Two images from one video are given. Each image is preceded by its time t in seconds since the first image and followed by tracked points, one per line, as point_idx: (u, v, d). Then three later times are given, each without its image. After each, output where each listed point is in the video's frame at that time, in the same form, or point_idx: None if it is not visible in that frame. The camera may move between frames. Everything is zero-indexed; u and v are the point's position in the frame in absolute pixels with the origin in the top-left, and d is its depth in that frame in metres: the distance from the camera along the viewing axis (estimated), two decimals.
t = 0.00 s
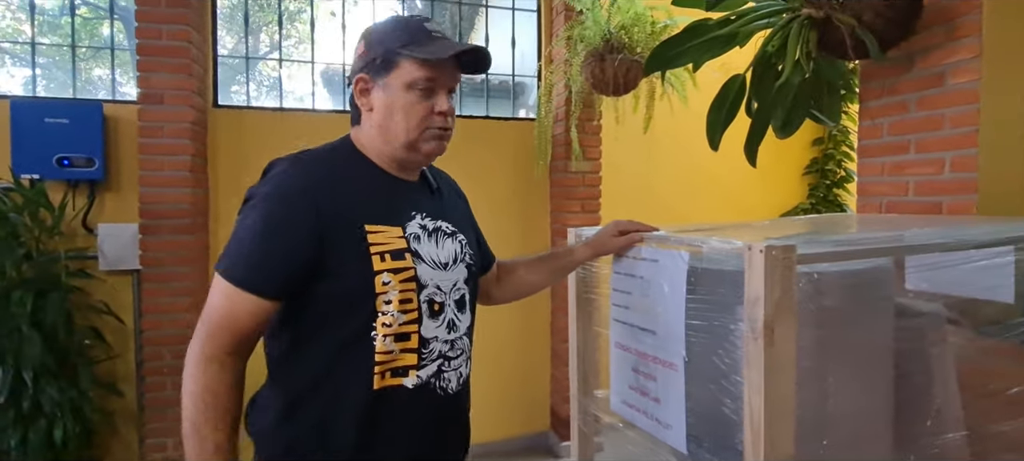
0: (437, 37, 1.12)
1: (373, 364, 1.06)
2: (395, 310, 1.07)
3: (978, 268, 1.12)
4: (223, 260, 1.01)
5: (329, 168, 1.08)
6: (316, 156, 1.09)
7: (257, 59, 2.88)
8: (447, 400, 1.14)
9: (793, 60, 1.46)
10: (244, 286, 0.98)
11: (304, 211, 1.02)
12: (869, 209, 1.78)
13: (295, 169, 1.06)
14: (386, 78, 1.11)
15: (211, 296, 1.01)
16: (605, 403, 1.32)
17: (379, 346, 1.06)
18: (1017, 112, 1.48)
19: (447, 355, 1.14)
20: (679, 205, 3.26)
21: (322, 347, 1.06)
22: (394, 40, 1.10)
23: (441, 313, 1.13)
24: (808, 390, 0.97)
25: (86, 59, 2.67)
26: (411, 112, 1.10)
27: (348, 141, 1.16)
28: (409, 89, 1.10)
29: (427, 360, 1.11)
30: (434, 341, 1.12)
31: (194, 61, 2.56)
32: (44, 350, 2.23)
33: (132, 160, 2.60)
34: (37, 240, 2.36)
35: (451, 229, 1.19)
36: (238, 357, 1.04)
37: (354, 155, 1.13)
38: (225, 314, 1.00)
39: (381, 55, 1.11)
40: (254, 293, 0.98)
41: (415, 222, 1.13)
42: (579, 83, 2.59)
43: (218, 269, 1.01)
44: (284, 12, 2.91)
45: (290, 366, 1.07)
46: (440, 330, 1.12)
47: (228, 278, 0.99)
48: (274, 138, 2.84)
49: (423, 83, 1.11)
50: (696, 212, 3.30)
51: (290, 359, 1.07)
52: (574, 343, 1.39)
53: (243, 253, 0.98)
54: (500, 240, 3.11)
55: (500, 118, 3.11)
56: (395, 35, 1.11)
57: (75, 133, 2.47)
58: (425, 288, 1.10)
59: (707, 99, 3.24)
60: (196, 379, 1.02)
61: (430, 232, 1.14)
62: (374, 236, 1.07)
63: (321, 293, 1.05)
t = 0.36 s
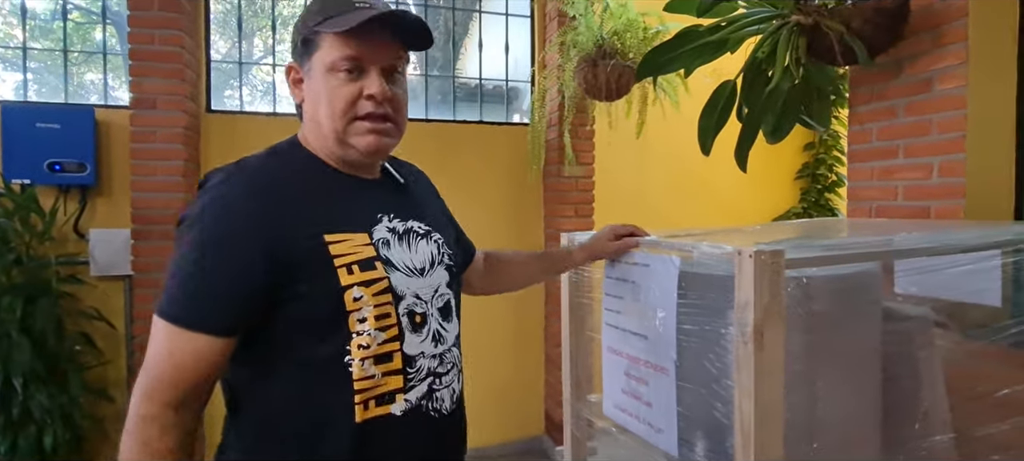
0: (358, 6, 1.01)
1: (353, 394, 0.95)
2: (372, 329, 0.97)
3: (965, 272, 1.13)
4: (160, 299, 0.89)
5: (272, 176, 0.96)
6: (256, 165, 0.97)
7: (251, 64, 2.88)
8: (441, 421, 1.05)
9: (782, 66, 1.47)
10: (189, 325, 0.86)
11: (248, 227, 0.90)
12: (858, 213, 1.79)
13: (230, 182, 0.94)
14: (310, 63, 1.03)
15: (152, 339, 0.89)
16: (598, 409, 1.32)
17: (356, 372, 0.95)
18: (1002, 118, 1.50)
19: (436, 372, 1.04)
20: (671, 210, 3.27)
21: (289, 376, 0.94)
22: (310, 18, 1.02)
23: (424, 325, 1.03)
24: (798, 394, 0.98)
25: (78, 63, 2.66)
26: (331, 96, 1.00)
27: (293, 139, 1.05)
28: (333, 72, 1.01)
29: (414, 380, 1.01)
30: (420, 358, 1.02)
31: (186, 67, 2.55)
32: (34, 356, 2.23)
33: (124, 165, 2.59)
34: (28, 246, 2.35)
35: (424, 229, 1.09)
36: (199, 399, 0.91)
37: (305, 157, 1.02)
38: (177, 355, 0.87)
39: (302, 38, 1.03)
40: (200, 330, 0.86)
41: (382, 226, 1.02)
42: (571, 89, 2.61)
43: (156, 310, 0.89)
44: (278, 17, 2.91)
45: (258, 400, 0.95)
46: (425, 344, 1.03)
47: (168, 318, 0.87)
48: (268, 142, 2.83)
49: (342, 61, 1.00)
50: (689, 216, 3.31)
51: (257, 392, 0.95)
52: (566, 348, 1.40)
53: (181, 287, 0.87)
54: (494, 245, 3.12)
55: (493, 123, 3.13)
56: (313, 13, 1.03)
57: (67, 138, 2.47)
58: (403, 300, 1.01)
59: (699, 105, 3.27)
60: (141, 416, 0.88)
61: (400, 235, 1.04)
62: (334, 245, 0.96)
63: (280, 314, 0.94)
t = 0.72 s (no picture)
0: (401, 46, 0.98)
1: (340, 446, 0.96)
2: (360, 374, 0.98)
3: (955, 288, 1.14)
4: (118, 360, 0.80)
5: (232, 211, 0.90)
6: (211, 200, 0.90)
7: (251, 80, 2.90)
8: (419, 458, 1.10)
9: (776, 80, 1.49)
10: (167, 388, 0.79)
11: (220, 273, 0.84)
12: (854, 226, 1.80)
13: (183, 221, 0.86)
14: (335, 93, 0.93)
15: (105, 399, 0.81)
16: (596, 424, 1.32)
17: (346, 421, 0.97)
18: (994, 134, 1.52)
19: (416, 409, 1.09)
20: (669, 223, 3.28)
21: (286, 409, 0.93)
22: (348, 45, 0.92)
23: (402, 364, 1.05)
24: (794, 408, 0.98)
25: (78, 79, 2.68)
26: (366, 137, 0.96)
27: (256, 158, 1.00)
28: (363, 111, 0.95)
29: (397, 422, 1.04)
30: (401, 398, 1.05)
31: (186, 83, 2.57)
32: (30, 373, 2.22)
33: (123, 181, 2.60)
34: (26, 261, 2.36)
35: (391, 257, 1.09)
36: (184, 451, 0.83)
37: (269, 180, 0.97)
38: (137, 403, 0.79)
39: (329, 62, 0.92)
40: (181, 391, 0.80)
41: (359, 258, 1.02)
42: (569, 103, 2.63)
43: (117, 370, 0.80)
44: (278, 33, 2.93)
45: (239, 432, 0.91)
46: (405, 383, 1.06)
47: (138, 383, 0.79)
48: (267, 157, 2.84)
49: (381, 101, 0.96)
50: (686, 230, 3.32)
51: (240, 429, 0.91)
52: (563, 364, 1.40)
53: (152, 349, 0.79)
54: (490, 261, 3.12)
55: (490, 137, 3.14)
56: (347, 36, 0.93)
57: (66, 154, 2.47)
58: (384, 341, 1.02)
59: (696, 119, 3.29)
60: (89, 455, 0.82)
61: (374, 270, 1.04)
62: (326, 286, 0.95)
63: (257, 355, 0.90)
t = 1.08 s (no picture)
0: (405, 73, 0.97)
1: None
2: (327, 397, 0.96)
3: (952, 297, 1.14)
4: (89, 369, 0.79)
5: (213, 223, 0.89)
6: (192, 210, 0.89)
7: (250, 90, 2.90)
8: None
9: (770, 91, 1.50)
10: (136, 403, 0.79)
11: (197, 287, 0.83)
12: (851, 236, 1.81)
13: (161, 233, 0.85)
14: (339, 117, 0.91)
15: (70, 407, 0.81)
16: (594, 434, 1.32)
17: (307, 442, 0.95)
18: (989, 143, 1.52)
19: (379, 430, 1.06)
20: (667, 232, 3.29)
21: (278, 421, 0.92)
22: (358, 71, 0.91)
23: (368, 385, 1.02)
24: (791, 419, 0.98)
25: (78, 91, 2.69)
26: (363, 160, 0.95)
27: (242, 169, 0.98)
28: (365, 136, 0.94)
29: (362, 444, 1.02)
30: (367, 420, 1.03)
31: (185, 94, 2.58)
32: (26, 384, 2.22)
33: (121, 192, 2.61)
34: (23, 273, 2.36)
35: (367, 274, 1.08)
36: None
37: (252, 192, 0.96)
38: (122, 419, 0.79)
39: (337, 86, 0.90)
40: (151, 406, 0.79)
41: (336, 277, 1.00)
42: (567, 114, 2.64)
43: (89, 381, 0.78)
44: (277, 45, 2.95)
45: (230, 446, 0.91)
46: (370, 404, 1.03)
47: (106, 396, 0.78)
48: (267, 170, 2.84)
49: (381, 127, 0.95)
50: (685, 239, 3.32)
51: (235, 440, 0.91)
52: (561, 374, 1.40)
53: (123, 362, 0.78)
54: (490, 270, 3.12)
55: (488, 148, 3.15)
56: (357, 63, 0.91)
57: (65, 165, 2.48)
58: (356, 362, 1.00)
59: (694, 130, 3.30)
60: None
61: (349, 289, 1.02)
62: (302, 307, 0.94)
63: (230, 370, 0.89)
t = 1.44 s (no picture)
0: (346, 102, 1.03)
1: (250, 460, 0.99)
2: (274, 396, 1.00)
3: (949, 305, 1.14)
4: (49, 368, 0.84)
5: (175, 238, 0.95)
6: (156, 224, 0.95)
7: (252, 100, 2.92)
8: None
9: (767, 101, 1.52)
10: (90, 399, 0.83)
11: (156, 296, 0.89)
12: (850, 244, 1.81)
13: (126, 243, 0.91)
14: (281, 140, 0.97)
15: (32, 403, 0.85)
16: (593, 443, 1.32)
17: (255, 438, 0.98)
18: (985, 152, 1.53)
19: (327, 429, 1.09)
20: (666, 241, 3.29)
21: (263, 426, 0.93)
22: (298, 99, 0.98)
23: (318, 386, 1.07)
24: (790, 427, 0.98)
25: (80, 101, 2.70)
26: (305, 182, 1.00)
27: (201, 190, 1.04)
28: (307, 158, 0.99)
29: (309, 442, 1.06)
30: (315, 419, 1.07)
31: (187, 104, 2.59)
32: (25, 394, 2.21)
33: (123, 201, 2.62)
34: (24, 282, 2.35)
35: (320, 285, 1.13)
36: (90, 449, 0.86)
37: (208, 209, 1.02)
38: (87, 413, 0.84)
39: (278, 111, 0.97)
40: (104, 402, 0.84)
41: (285, 286, 1.06)
42: (566, 124, 2.65)
43: (48, 379, 0.83)
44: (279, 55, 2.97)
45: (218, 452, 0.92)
46: (319, 404, 1.07)
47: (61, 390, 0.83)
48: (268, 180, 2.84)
49: (323, 152, 1.00)
50: (685, 248, 3.33)
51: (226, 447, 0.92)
52: (560, 384, 1.40)
53: (81, 362, 0.83)
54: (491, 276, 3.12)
55: (487, 157, 3.15)
56: (298, 92, 0.98)
57: (66, 175, 2.49)
58: (302, 364, 1.05)
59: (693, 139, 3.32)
60: None
61: (298, 297, 1.07)
62: (247, 311, 0.99)
63: (179, 378, 0.94)
